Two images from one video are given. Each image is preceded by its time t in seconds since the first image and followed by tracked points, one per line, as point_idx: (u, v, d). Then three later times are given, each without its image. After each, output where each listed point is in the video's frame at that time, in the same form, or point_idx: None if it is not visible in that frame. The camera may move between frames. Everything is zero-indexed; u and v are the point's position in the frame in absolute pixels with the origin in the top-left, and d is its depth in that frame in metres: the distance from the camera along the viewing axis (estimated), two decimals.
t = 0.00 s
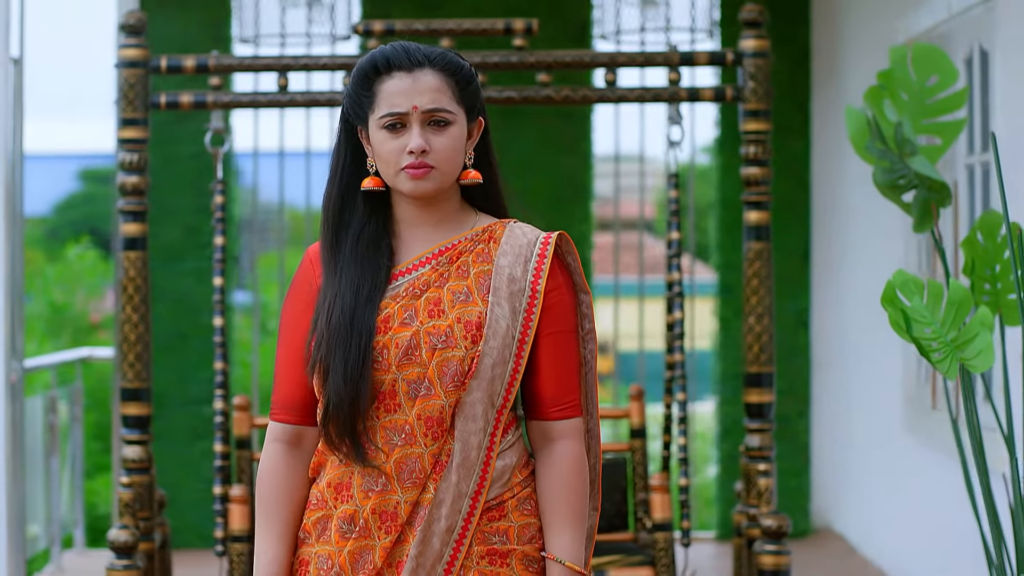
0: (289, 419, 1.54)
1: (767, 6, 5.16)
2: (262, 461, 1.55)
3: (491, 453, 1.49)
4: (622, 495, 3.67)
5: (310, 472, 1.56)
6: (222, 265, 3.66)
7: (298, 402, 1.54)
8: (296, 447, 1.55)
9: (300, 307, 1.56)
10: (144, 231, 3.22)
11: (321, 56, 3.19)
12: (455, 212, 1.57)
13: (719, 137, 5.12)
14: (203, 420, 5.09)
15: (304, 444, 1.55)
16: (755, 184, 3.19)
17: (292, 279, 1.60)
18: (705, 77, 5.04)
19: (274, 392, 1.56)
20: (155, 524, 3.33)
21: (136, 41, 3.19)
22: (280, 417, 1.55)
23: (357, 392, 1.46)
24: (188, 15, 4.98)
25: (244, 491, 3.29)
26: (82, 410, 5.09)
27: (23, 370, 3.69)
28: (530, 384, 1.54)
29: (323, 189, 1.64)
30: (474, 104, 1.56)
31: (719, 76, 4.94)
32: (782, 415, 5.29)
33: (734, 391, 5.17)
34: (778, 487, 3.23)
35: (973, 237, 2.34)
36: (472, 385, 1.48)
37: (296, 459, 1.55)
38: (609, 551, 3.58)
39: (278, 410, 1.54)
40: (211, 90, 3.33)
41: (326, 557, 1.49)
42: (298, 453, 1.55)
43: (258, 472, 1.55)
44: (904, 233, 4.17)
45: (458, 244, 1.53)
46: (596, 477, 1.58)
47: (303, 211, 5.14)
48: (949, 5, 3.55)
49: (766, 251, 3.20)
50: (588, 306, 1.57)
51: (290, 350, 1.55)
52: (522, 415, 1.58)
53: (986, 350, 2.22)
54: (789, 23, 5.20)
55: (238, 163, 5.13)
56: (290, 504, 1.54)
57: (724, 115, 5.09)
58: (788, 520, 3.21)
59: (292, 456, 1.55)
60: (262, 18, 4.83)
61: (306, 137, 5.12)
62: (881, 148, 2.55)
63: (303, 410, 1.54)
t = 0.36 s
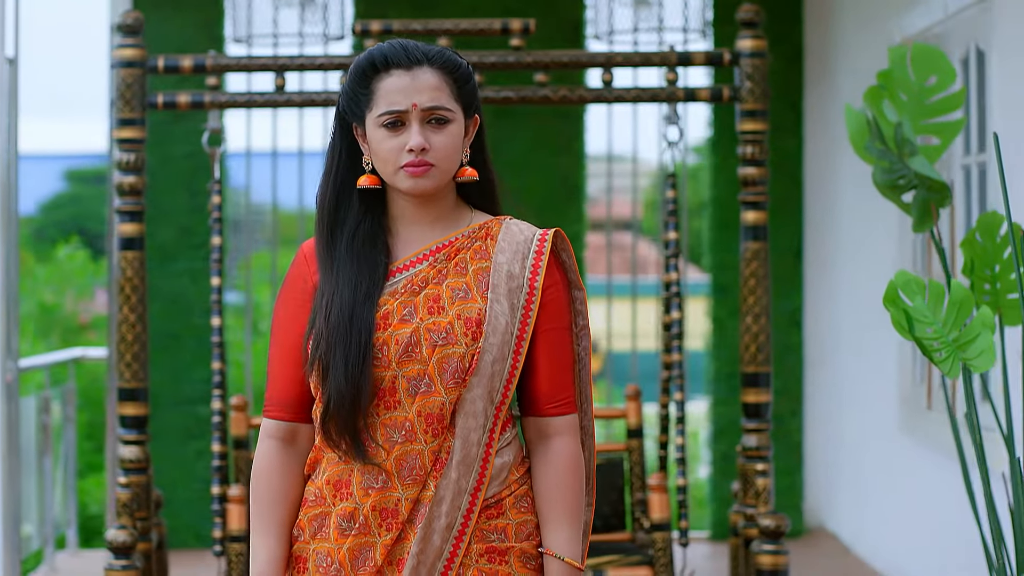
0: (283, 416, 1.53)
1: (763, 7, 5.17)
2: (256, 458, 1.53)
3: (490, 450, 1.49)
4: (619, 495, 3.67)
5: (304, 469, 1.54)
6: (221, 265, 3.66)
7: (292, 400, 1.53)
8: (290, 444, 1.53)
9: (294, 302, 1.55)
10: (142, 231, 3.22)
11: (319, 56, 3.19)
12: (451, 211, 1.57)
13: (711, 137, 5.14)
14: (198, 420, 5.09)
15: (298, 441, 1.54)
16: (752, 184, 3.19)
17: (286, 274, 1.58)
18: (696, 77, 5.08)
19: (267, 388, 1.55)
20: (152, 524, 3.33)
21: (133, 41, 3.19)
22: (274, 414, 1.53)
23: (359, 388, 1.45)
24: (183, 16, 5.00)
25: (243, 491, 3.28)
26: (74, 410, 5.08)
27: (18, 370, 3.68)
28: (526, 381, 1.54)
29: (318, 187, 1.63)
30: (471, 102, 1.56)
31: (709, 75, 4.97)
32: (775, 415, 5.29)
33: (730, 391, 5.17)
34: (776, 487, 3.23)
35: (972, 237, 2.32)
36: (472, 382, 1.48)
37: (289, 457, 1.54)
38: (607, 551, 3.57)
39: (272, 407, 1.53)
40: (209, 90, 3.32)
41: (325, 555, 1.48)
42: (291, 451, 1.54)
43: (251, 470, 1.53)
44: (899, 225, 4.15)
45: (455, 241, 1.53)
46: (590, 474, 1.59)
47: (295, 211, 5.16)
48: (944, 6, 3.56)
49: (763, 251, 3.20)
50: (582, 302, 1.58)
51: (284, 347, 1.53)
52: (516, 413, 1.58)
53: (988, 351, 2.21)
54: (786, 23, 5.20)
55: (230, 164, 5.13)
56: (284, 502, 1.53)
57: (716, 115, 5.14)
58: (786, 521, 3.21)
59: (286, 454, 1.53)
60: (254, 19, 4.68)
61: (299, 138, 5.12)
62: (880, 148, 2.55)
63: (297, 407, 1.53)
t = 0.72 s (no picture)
0: (277, 415, 1.52)
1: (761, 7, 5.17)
2: (252, 456, 1.53)
3: (489, 448, 1.49)
4: (617, 495, 3.67)
5: (301, 468, 1.54)
6: (218, 265, 3.66)
7: (287, 399, 1.52)
8: (285, 442, 1.53)
9: (289, 301, 1.54)
10: (141, 231, 3.22)
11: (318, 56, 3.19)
12: (447, 210, 1.57)
13: (705, 137, 5.15)
14: (192, 420, 5.09)
15: (293, 440, 1.53)
16: (750, 184, 3.19)
17: (280, 273, 1.57)
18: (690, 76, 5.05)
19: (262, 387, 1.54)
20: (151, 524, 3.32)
21: (132, 40, 3.19)
22: (269, 413, 1.52)
23: (359, 387, 1.45)
24: (176, 15, 4.99)
25: (242, 491, 3.28)
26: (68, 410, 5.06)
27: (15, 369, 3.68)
28: (522, 380, 1.54)
29: (315, 185, 1.62)
30: (468, 102, 1.56)
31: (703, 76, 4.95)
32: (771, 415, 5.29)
33: (727, 391, 5.17)
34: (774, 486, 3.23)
35: (973, 236, 2.33)
36: (472, 380, 1.48)
37: (285, 455, 1.53)
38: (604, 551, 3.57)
39: (267, 406, 1.52)
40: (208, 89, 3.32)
41: (324, 554, 1.48)
42: (287, 449, 1.53)
43: (247, 469, 1.53)
44: (894, 223, 4.13)
45: (452, 239, 1.53)
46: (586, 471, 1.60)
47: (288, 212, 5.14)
48: (941, 6, 3.56)
49: (761, 251, 3.20)
50: (577, 300, 1.58)
51: (279, 345, 1.52)
52: (512, 411, 1.58)
53: (992, 350, 2.21)
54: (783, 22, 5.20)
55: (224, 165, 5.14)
56: (281, 500, 1.52)
57: (711, 116, 5.12)
58: (785, 520, 3.20)
59: (282, 452, 1.53)
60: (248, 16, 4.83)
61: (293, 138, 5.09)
62: (881, 148, 2.55)
63: (292, 406, 1.52)
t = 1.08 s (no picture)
0: (278, 415, 1.51)
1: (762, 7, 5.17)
2: (253, 455, 1.52)
3: (492, 446, 1.50)
4: (619, 494, 3.67)
5: (303, 467, 1.54)
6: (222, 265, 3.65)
7: (288, 399, 1.51)
8: (287, 442, 1.52)
9: (289, 300, 1.53)
10: (142, 231, 3.22)
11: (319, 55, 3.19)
12: (447, 210, 1.57)
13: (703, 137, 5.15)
14: (189, 420, 5.09)
15: (294, 439, 1.53)
16: (752, 184, 3.19)
17: (279, 272, 1.57)
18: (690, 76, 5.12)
19: (262, 386, 1.53)
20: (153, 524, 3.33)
21: (133, 40, 3.18)
22: (270, 414, 1.52)
23: (363, 387, 1.44)
24: (171, 14, 4.99)
25: (244, 491, 3.29)
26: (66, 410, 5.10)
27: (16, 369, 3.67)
28: (524, 379, 1.55)
29: (314, 185, 1.61)
30: (468, 102, 1.56)
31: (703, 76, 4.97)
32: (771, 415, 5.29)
33: (727, 391, 5.17)
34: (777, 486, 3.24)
35: (977, 237, 2.32)
36: (476, 379, 1.48)
37: (286, 455, 1.53)
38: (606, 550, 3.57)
39: (268, 406, 1.52)
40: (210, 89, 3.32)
41: (330, 554, 1.48)
42: (288, 448, 1.53)
43: (249, 469, 1.52)
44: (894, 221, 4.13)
45: (453, 238, 1.53)
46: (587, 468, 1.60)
47: (286, 212, 5.16)
48: (941, 5, 3.56)
49: (763, 251, 3.20)
50: (575, 299, 1.59)
51: (279, 344, 1.52)
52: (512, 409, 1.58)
53: (999, 349, 2.22)
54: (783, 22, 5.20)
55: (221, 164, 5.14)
56: (283, 500, 1.52)
57: (709, 115, 5.13)
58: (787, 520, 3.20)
59: (283, 452, 1.52)
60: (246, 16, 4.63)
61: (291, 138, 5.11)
62: (886, 148, 2.55)
63: (293, 406, 1.52)
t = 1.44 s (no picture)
0: (279, 415, 1.51)
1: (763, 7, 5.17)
2: (255, 455, 1.52)
3: (496, 444, 1.50)
4: (619, 494, 3.67)
5: (304, 467, 1.53)
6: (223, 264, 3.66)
7: (289, 399, 1.51)
8: (288, 443, 1.52)
9: (288, 301, 1.52)
10: (144, 230, 3.22)
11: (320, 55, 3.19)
12: (448, 210, 1.57)
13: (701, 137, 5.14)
14: (187, 420, 5.10)
15: (296, 439, 1.53)
16: (753, 183, 3.19)
17: (280, 272, 1.56)
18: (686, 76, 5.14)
19: (263, 387, 1.53)
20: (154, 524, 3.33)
21: (134, 40, 3.18)
22: (270, 414, 1.51)
23: (369, 385, 1.44)
24: (168, 14, 5.00)
25: (246, 491, 3.29)
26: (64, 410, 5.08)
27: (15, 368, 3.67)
28: (525, 377, 1.55)
29: (315, 187, 1.61)
30: (469, 102, 1.56)
31: (700, 76, 5.02)
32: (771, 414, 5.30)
33: (727, 390, 5.17)
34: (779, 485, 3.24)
35: (980, 237, 2.31)
36: (480, 378, 1.48)
37: (289, 456, 1.52)
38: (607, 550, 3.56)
39: (268, 406, 1.51)
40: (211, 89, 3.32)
41: (335, 553, 1.48)
42: (290, 449, 1.52)
43: (251, 469, 1.52)
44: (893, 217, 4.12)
45: (455, 238, 1.53)
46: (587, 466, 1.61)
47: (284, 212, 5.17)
48: (942, 5, 3.55)
49: (764, 250, 3.20)
50: (574, 298, 1.59)
51: (281, 345, 1.51)
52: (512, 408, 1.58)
53: (1005, 348, 2.21)
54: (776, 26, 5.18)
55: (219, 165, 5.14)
56: (287, 500, 1.51)
57: (707, 116, 5.12)
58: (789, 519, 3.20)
59: (285, 453, 1.52)
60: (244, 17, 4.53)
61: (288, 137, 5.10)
62: (890, 147, 2.55)
63: (293, 406, 1.51)
